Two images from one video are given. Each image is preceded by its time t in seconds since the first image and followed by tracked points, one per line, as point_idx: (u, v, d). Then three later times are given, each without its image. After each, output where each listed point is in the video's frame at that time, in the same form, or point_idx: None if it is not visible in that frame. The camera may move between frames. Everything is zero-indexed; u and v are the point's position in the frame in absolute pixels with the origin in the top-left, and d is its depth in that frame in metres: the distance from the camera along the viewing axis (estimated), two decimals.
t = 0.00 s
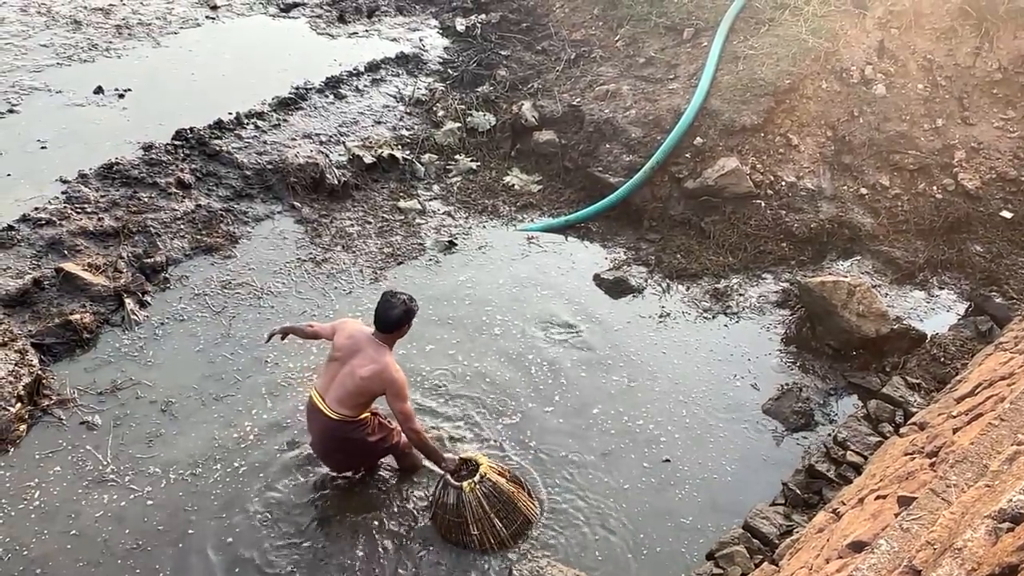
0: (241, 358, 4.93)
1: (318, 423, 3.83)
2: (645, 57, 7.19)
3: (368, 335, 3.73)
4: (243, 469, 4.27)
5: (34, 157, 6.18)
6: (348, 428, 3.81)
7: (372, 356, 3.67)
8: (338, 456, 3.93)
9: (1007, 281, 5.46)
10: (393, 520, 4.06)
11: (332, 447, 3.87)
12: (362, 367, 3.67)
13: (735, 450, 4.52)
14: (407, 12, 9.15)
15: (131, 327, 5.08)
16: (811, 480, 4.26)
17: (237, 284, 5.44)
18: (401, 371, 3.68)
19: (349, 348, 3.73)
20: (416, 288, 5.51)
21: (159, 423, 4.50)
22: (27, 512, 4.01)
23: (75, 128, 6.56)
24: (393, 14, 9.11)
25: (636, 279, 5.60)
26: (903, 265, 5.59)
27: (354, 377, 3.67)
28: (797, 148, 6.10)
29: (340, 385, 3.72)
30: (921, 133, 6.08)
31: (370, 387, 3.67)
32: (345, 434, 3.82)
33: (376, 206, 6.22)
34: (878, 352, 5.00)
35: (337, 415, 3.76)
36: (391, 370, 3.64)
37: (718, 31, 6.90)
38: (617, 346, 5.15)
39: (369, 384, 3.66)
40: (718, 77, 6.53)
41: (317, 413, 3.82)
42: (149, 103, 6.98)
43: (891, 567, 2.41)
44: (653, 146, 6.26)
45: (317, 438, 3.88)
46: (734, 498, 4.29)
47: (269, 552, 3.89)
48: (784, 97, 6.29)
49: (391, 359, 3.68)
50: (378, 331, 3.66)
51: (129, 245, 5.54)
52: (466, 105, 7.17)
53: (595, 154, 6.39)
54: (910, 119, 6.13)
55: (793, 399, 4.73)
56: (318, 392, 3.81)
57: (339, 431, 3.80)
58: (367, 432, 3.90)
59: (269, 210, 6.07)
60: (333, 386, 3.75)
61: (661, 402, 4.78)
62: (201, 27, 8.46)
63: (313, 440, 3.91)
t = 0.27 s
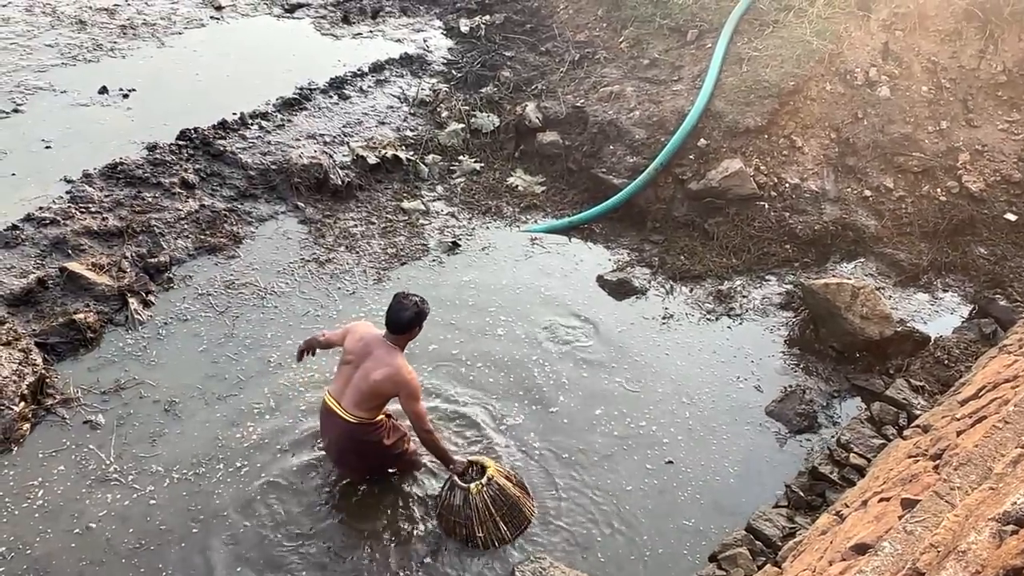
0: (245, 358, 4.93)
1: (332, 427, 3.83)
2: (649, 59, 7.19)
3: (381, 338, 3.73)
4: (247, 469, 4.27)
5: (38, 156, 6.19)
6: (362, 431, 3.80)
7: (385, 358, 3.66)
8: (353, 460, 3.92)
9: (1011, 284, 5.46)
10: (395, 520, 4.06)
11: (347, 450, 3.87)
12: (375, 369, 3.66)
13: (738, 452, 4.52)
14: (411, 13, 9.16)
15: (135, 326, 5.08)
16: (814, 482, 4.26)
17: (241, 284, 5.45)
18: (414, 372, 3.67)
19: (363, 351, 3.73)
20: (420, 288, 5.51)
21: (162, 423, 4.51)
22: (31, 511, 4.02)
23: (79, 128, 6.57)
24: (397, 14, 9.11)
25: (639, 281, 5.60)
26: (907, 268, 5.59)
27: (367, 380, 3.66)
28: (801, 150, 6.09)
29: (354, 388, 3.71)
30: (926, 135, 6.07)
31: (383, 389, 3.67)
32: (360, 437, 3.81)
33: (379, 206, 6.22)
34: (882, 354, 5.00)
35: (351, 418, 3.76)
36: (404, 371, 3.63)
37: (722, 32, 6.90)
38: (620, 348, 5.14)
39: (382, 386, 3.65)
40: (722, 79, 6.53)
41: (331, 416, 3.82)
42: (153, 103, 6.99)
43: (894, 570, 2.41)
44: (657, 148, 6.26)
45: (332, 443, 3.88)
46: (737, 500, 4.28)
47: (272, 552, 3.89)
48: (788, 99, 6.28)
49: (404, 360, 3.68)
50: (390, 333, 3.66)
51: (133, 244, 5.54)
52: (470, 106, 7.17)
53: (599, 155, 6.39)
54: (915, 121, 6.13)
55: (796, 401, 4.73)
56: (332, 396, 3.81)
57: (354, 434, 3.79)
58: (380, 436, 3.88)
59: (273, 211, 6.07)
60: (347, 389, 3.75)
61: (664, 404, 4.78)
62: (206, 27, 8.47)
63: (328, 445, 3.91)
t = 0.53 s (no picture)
0: (248, 358, 4.94)
1: (348, 425, 3.82)
2: (653, 61, 7.19)
3: (393, 332, 3.71)
4: (249, 469, 4.27)
5: (43, 156, 6.20)
6: (378, 426, 3.79)
7: (397, 351, 3.65)
8: (369, 457, 3.90)
9: (1015, 287, 5.45)
10: (398, 521, 4.06)
11: (363, 447, 3.85)
12: (388, 363, 3.65)
13: (741, 455, 4.51)
14: (415, 14, 9.17)
15: (139, 326, 5.09)
16: (817, 485, 4.25)
17: (245, 284, 5.46)
18: (427, 365, 3.65)
19: (375, 346, 3.72)
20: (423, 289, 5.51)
21: (165, 422, 4.51)
22: (35, 510, 4.02)
23: (84, 127, 6.59)
24: (402, 15, 9.12)
25: (642, 282, 5.60)
26: (911, 271, 5.58)
27: (381, 374, 3.65)
28: (805, 152, 6.09)
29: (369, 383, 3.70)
30: (930, 137, 6.07)
31: (398, 383, 3.65)
32: (376, 433, 3.80)
33: (383, 207, 6.22)
34: (885, 357, 4.99)
35: (367, 414, 3.74)
36: (417, 363, 3.62)
37: (727, 34, 6.90)
38: (623, 349, 5.14)
39: (395, 379, 3.63)
40: (726, 81, 6.53)
41: (347, 414, 3.80)
42: (158, 103, 7.00)
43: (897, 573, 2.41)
44: (661, 150, 6.26)
45: (348, 440, 3.86)
46: (740, 502, 4.28)
47: (275, 552, 3.89)
48: (792, 102, 6.28)
49: (417, 354, 3.65)
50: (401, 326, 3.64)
51: (138, 244, 5.56)
52: (473, 107, 7.18)
53: (603, 157, 6.39)
54: (919, 124, 6.12)
55: (799, 404, 4.72)
56: (347, 393, 3.80)
57: (369, 430, 3.78)
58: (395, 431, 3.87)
59: (277, 211, 6.08)
60: (361, 385, 3.74)
61: (667, 406, 4.77)
62: (210, 28, 8.49)
63: (344, 443, 3.89)
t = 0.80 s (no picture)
0: (253, 359, 4.94)
1: (365, 420, 3.82)
2: (658, 63, 7.20)
3: (406, 325, 3.72)
4: (254, 469, 4.28)
5: (49, 156, 6.22)
6: (394, 421, 3.78)
7: (410, 344, 3.64)
8: (386, 452, 3.89)
9: (1020, 291, 5.44)
10: (401, 522, 4.06)
11: (379, 442, 3.85)
12: (401, 356, 3.64)
13: (745, 457, 4.51)
14: (421, 16, 9.18)
15: (144, 326, 5.10)
16: (821, 488, 4.25)
17: (250, 285, 5.47)
18: (440, 357, 3.63)
19: (390, 340, 3.73)
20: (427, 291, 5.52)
21: (169, 422, 4.52)
22: (39, 509, 4.03)
23: (91, 128, 6.60)
24: (407, 17, 9.14)
25: (647, 284, 5.60)
26: (916, 274, 5.57)
27: (395, 368, 3.64)
28: (811, 155, 6.08)
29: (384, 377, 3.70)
30: (936, 140, 6.06)
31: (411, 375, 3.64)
32: (393, 427, 3.79)
33: (388, 208, 6.23)
34: (890, 361, 4.98)
35: (383, 408, 3.75)
36: (429, 354, 3.60)
37: (732, 37, 6.90)
38: (627, 352, 5.14)
39: (409, 372, 3.62)
40: (731, 84, 6.52)
41: (363, 409, 3.81)
42: (164, 104, 7.02)
43: None
44: (666, 152, 6.26)
45: (365, 436, 3.86)
46: (744, 505, 4.28)
47: (278, 552, 3.90)
48: (797, 104, 6.28)
49: (430, 347, 3.63)
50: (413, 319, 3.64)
51: (143, 244, 5.57)
52: (479, 109, 7.18)
53: (607, 159, 6.39)
54: (925, 127, 6.12)
55: (804, 407, 4.72)
56: (364, 388, 3.81)
57: (386, 424, 3.78)
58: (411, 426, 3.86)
59: (282, 212, 6.09)
60: (377, 380, 3.74)
61: (671, 409, 4.77)
62: (217, 29, 8.51)
63: (361, 439, 3.89)
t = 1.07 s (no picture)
0: (257, 358, 4.95)
1: (384, 420, 3.83)
2: (663, 64, 7.20)
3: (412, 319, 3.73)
4: (257, 469, 4.28)
5: (54, 155, 6.23)
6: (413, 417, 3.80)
7: (420, 337, 3.65)
8: (408, 449, 3.91)
9: None
10: (405, 522, 4.07)
11: (401, 440, 3.86)
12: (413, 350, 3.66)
13: (749, 459, 4.50)
14: (426, 17, 9.20)
15: (148, 325, 5.11)
16: (825, 490, 4.24)
17: (254, 284, 5.47)
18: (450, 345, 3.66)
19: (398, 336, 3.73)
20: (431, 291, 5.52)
21: (173, 421, 4.53)
22: (43, 507, 4.04)
23: (96, 127, 6.62)
24: (412, 18, 9.15)
25: (651, 286, 5.60)
26: (920, 276, 5.57)
27: (407, 362, 3.67)
28: (815, 157, 6.08)
29: (396, 373, 3.73)
30: (940, 143, 6.06)
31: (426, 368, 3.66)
32: (412, 424, 3.81)
33: (392, 209, 6.24)
34: (894, 363, 4.98)
35: (401, 406, 3.76)
36: (439, 343, 3.62)
37: (737, 39, 6.90)
38: (631, 353, 5.14)
39: (421, 364, 3.65)
40: (736, 85, 6.52)
41: (381, 409, 3.82)
42: (169, 103, 7.03)
43: None
44: (670, 153, 6.26)
45: (386, 435, 3.88)
46: (747, 506, 4.27)
47: (282, 551, 3.90)
48: (802, 106, 6.28)
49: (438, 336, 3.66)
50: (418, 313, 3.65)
51: (148, 243, 5.58)
52: (483, 109, 7.19)
53: (612, 160, 6.39)
54: (930, 129, 6.11)
55: (808, 409, 4.71)
56: (378, 389, 3.82)
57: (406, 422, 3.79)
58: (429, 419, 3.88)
59: (287, 212, 6.10)
60: (390, 378, 3.75)
61: (675, 410, 4.77)
62: (222, 29, 8.52)
63: (381, 440, 3.90)
